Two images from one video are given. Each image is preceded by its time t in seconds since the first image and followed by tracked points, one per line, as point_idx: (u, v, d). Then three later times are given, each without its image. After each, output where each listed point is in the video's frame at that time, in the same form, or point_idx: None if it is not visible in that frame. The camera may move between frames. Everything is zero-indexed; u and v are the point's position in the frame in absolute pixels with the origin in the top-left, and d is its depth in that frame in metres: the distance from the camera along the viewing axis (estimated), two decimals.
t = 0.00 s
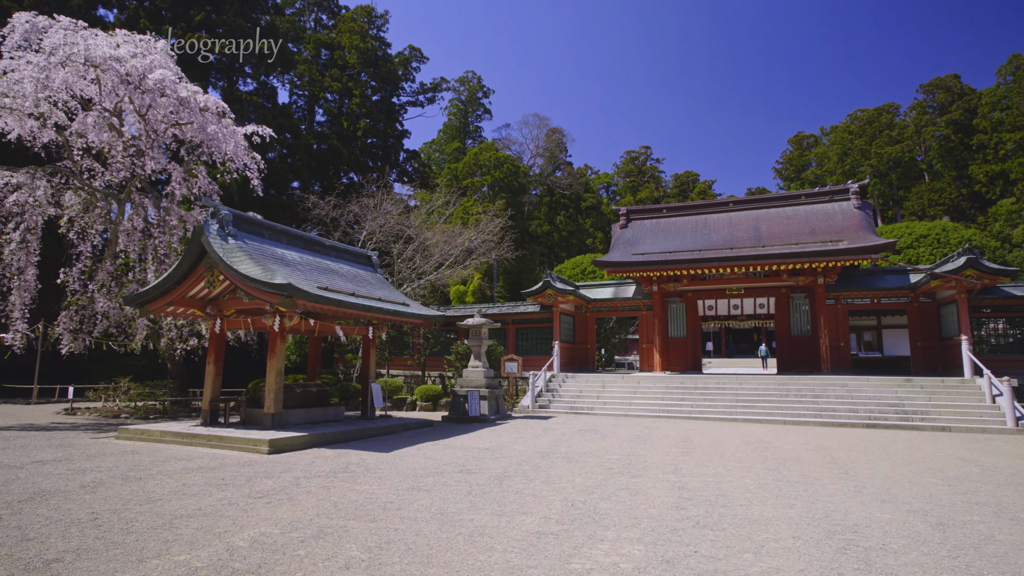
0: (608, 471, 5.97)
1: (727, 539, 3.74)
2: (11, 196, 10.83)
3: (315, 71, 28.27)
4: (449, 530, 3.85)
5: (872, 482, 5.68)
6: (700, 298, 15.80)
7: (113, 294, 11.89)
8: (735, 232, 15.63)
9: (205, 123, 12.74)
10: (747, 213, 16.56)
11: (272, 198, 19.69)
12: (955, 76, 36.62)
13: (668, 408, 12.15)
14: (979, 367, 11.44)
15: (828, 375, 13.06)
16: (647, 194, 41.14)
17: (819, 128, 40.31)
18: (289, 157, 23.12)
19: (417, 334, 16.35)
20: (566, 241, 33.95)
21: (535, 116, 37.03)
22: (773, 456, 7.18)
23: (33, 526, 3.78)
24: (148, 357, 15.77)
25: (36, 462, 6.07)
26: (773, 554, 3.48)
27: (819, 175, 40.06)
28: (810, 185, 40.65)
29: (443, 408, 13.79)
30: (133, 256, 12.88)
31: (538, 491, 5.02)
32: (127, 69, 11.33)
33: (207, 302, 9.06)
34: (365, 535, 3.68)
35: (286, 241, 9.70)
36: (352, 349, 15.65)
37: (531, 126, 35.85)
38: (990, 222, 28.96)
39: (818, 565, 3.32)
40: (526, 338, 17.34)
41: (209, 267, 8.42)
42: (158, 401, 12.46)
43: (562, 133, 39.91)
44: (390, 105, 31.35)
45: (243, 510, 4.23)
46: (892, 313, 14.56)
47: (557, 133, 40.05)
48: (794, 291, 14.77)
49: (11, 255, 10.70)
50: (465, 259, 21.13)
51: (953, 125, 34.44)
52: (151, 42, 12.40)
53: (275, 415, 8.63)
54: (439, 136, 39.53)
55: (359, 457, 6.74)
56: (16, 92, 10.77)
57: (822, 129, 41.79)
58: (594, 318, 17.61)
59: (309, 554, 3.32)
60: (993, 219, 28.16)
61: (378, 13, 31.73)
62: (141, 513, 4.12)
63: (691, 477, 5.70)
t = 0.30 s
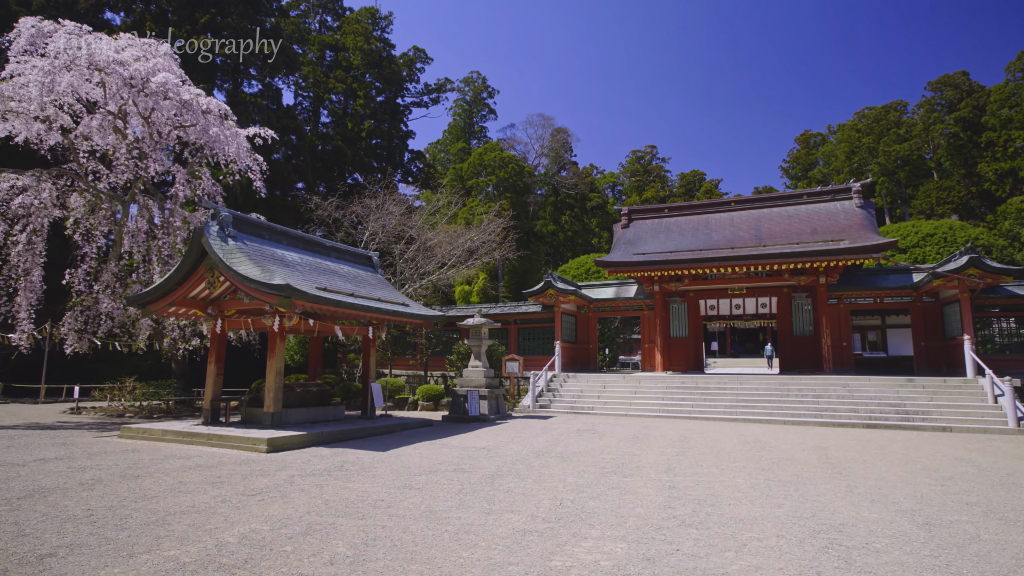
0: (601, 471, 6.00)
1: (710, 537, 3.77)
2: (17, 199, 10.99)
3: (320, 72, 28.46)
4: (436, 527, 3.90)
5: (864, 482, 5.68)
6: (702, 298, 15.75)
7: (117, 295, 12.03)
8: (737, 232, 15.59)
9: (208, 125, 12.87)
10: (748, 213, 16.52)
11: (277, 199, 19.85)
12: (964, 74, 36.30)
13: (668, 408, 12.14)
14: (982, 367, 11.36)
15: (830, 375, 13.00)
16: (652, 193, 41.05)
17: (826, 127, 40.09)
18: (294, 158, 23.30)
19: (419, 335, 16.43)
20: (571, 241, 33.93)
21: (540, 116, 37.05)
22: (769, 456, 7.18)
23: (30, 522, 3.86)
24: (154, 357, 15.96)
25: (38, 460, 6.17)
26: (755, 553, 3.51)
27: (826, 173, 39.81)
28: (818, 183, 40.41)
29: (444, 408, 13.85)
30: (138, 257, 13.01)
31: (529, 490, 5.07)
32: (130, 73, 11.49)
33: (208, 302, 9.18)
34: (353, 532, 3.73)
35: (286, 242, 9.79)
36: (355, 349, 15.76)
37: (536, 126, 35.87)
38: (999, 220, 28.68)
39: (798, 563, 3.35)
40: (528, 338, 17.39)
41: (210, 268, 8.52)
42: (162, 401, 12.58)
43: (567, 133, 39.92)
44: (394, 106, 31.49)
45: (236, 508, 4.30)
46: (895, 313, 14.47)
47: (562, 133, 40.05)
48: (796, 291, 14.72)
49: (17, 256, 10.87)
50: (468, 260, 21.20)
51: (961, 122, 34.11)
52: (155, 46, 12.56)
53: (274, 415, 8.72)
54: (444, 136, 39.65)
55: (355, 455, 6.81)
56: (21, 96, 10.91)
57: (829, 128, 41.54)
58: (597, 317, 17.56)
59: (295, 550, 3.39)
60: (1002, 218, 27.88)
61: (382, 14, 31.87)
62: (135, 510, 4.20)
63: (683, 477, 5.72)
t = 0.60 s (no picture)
0: (596, 470, 6.01)
1: (696, 535, 3.79)
2: (23, 201, 11.13)
3: (325, 74, 28.64)
4: (425, 524, 3.95)
5: (859, 482, 5.66)
6: (705, 298, 15.68)
7: (122, 296, 12.18)
8: (739, 231, 15.54)
9: (210, 127, 12.99)
10: (751, 212, 16.46)
11: (282, 200, 20.00)
12: (974, 70, 35.92)
13: (669, 408, 12.13)
14: (985, 366, 11.27)
15: (832, 375, 12.94)
16: (658, 193, 40.95)
17: (834, 125, 39.80)
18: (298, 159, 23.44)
19: (422, 335, 16.50)
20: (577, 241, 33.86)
21: (545, 116, 37.05)
22: (766, 456, 7.17)
23: (27, 517, 3.94)
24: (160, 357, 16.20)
25: (40, 457, 6.28)
26: (739, 551, 3.52)
27: (834, 172, 39.53)
28: (825, 182, 40.12)
29: (446, 407, 13.90)
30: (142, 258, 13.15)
31: (520, 488, 5.10)
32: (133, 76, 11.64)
33: (210, 303, 9.28)
34: (342, 529, 3.78)
35: (287, 243, 9.88)
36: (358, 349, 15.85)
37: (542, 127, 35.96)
38: (1010, 219, 28.33)
39: (781, 561, 3.35)
40: (530, 338, 17.41)
41: (211, 268, 8.63)
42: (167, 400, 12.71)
43: (572, 133, 39.91)
44: (398, 106, 31.62)
45: (230, 504, 4.37)
46: (898, 312, 14.38)
47: (567, 132, 40.04)
48: (799, 290, 14.65)
49: (24, 257, 11.03)
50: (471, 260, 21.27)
51: (971, 120, 33.73)
52: (158, 49, 12.72)
53: (275, 414, 8.82)
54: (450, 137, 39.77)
55: (352, 453, 6.88)
56: (27, 100, 11.10)
57: (836, 126, 41.25)
58: (599, 318, 17.64)
59: (283, 546, 3.43)
60: (1013, 216, 27.55)
61: (387, 15, 31.99)
62: (131, 506, 4.28)
63: (676, 476, 5.73)
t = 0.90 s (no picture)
0: (590, 469, 6.01)
1: (683, 534, 3.78)
2: (30, 203, 11.28)
3: (330, 75, 28.79)
4: (413, 522, 3.97)
5: (855, 481, 5.63)
6: (708, 297, 15.61)
7: (128, 296, 12.32)
8: (742, 231, 15.47)
9: (213, 129, 13.12)
10: (754, 211, 16.39)
11: (286, 201, 20.12)
12: (985, 66, 35.49)
13: (670, 408, 12.10)
14: (990, 365, 11.16)
15: (835, 375, 12.86)
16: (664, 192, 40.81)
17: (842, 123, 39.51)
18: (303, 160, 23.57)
19: (424, 334, 16.56)
20: (583, 240, 33.79)
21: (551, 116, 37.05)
22: (763, 455, 7.14)
23: (24, 514, 4.01)
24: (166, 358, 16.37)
25: (42, 455, 6.37)
26: (725, 549, 3.51)
27: (842, 170, 39.21)
28: (833, 180, 39.79)
29: (448, 407, 13.95)
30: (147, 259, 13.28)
31: (512, 487, 5.12)
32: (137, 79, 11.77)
33: (211, 303, 9.38)
34: (331, 526, 3.82)
35: (288, 243, 9.96)
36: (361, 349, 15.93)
37: (547, 126, 35.94)
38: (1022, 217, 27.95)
39: (765, 559, 3.34)
40: (532, 338, 17.42)
41: (212, 269, 8.71)
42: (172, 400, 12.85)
43: (578, 132, 39.89)
44: (403, 107, 31.73)
45: (223, 502, 4.42)
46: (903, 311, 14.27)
47: (573, 132, 40.02)
48: (802, 289, 14.57)
49: (31, 258, 11.18)
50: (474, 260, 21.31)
51: (982, 117, 33.30)
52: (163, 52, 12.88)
53: (275, 413, 8.90)
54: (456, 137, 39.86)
55: (349, 452, 6.93)
56: (35, 103, 11.28)
57: (845, 124, 40.94)
58: (601, 317, 17.62)
59: (271, 542, 3.47)
60: None
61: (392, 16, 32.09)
62: (126, 504, 4.34)
63: (670, 475, 5.73)
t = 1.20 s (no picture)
0: (584, 468, 6.03)
1: (670, 533, 3.79)
2: (36, 205, 11.42)
3: (335, 77, 28.94)
4: (401, 520, 4.01)
5: (849, 482, 5.60)
6: (711, 296, 15.56)
7: (133, 297, 12.46)
8: (745, 230, 15.40)
9: (215, 131, 13.23)
10: (756, 210, 16.32)
11: (291, 203, 20.27)
12: (996, 63, 35.09)
13: (670, 408, 12.08)
14: (994, 365, 11.06)
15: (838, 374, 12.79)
16: (671, 191, 40.66)
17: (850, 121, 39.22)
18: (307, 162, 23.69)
19: (427, 334, 16.60)
20: (589, 240, 33.74)
21: (556, 116, 37.04)
22: (760, 455, 7.12)
23: (21, 511, 4.08)
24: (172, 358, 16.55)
25: (44, 454, 6.47)
26: (709, 549, 3.51)
27: (850, 169, 38.88)
28: (841, 178, 39.48)
29: (449, 407, 13.99)
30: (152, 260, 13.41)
31: (504, 486, 5.14)
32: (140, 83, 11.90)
33: (213, 304, 9.47)
34: (320, 524, 3.86)
35: (289, 244, 10.04)
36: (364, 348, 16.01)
37: (552, 126, 36.14)
38: None
39: (749, 559, 3.34)
40: (535, 338, 17.44)
41: (213, 270, 8.79)
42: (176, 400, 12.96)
43: (584, 132, 39.86)
44: (408, 108, 31.90)
45: (217, 500, 4.48)
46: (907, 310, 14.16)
47: (578, 132, 39.98)
48: (804, 288, 14.50)
49: (38, 260, 11.32)
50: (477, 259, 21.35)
51: (992, 114, 32.94)
52: (166, 55, 13.01)
53: (275, 413, 8.99)
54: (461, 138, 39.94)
55: (347, 451, 6.99)
56: (41, 108, 11.44)
57: (852, 122, 40.65)
58: (604, 317, 17.60)
59: (259, 540, 3.52)
60: None
61: (396, 17, 32.21)
62: (121, 501, 4.41)
63: (663, 474, 5.73)
